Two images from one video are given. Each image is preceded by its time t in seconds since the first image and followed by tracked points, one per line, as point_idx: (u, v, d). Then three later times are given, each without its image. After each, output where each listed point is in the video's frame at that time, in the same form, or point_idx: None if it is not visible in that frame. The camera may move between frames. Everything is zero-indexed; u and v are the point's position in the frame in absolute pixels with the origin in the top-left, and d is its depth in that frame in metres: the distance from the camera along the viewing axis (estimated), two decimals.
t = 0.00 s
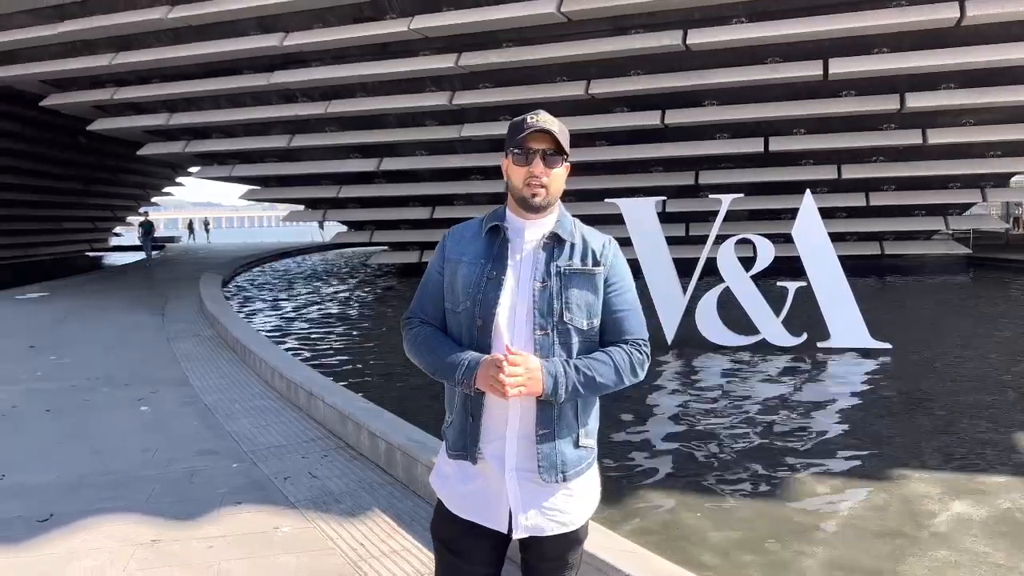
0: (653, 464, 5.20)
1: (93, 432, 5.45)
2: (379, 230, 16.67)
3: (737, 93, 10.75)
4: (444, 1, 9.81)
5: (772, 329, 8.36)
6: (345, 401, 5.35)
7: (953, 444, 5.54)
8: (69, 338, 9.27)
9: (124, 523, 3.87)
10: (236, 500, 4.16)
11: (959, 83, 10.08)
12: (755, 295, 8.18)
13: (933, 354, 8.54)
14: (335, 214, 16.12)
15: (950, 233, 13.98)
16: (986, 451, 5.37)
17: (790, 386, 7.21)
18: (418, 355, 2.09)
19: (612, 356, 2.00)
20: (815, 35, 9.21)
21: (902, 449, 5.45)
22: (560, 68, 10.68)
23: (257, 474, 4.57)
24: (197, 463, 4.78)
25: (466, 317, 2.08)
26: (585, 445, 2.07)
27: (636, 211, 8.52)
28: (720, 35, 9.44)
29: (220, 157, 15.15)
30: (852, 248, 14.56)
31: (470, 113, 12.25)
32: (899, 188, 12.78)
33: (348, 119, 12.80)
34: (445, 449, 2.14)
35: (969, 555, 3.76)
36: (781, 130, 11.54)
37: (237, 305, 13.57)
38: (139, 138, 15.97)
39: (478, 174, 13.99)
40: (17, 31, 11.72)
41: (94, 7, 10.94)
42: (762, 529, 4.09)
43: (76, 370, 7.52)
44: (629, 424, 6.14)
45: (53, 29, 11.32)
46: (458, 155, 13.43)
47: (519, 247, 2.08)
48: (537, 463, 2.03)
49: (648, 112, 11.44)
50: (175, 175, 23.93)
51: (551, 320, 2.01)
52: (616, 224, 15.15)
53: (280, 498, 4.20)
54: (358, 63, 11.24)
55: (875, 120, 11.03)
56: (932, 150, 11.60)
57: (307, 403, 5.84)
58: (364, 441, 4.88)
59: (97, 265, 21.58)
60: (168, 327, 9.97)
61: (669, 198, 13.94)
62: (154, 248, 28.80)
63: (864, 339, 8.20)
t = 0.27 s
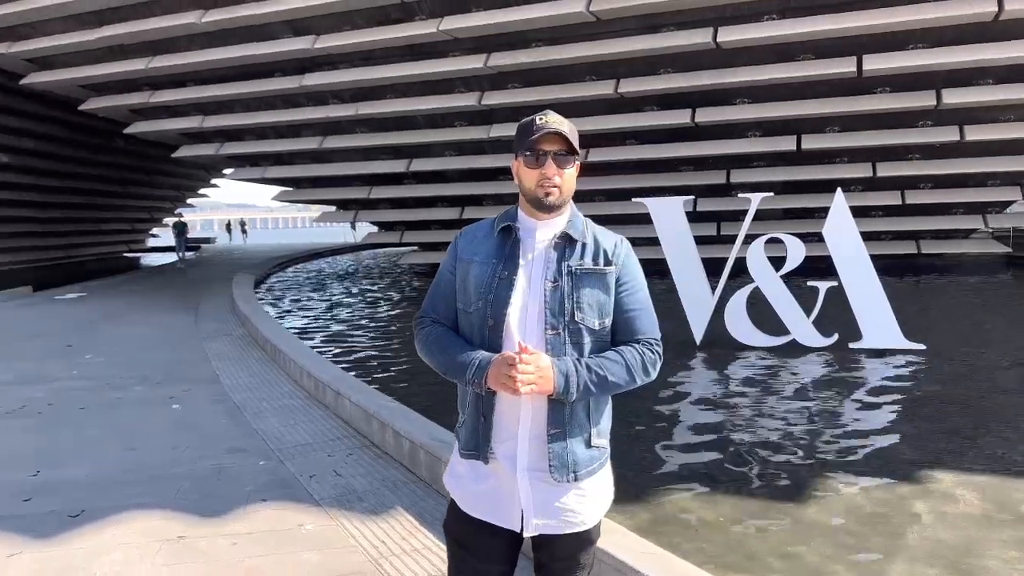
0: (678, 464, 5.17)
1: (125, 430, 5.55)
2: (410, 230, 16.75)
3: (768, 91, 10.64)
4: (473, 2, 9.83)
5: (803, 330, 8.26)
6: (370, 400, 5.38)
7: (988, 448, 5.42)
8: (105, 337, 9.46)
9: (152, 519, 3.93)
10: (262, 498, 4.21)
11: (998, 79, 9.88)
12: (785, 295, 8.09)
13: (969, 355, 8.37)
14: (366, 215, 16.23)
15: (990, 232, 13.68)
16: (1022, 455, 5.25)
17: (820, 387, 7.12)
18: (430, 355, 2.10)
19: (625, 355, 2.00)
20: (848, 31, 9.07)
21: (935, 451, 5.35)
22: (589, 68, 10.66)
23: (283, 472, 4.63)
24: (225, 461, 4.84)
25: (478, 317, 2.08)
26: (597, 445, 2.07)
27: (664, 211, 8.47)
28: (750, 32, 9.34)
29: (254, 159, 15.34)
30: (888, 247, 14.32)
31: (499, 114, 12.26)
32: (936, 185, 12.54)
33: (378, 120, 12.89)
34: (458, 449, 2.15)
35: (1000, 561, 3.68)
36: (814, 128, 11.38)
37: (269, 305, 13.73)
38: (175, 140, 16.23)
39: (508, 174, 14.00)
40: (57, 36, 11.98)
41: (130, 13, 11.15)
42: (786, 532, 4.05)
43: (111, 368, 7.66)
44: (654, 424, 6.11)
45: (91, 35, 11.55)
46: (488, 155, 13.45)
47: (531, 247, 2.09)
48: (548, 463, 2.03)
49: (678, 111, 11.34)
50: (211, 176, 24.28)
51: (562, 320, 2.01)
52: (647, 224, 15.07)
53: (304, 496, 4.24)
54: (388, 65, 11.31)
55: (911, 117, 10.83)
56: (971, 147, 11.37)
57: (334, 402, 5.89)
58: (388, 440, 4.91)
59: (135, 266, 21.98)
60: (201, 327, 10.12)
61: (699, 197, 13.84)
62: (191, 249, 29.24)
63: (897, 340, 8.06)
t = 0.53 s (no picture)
0: (702, 465, 5.13)
1: (154, 429, 5.64)
2: (437, 231, 16.82)
3: (797, 89, 10.53)
4: (499, 2, 9.85)
5: (832, 330, 8.16)
6: (394, 399, 5.42)
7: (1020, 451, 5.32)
8: (137, 337, 9.61)
9: (178, 516, 4.00)
10: (286, 496, 4.26)
11: None
12: (813, 294, 8.00)
13: (1002, 357, 8.22)
14: (394, 216, 16.33)
15: None
16: None
17: (848, 389, 7.03)
18: (444, 353, 2.10)
19: (639, 349, 1.99)
20: (878, 28, 8.94)
21: (965, 454, 5.26)
22: (615, 67, 10.64)
23: (307, 470, 4.67)
24: (251, 459, 4.90)
25: (491, 315, 2.09)
26: (610, 441, 2.06)
27: (690, 210, 8.42)
28: (778, 30, 9.25)
29: (283, 161, 15.50)
30: (920, 247, 14.11)
31: (525, 114, 12.26)
32: (969, 184, 12.33)
33: (405, 122, 12.96)
34: (473, 447, 2.15)
35: None
36: (844, 126, 11.24)
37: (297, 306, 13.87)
38: (206, 144, 16.45)
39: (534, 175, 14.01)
40: (91, 42, 12.20)
41: (162, 18, 11.33)
42: (809, 534, 4.01)
43: (142, 368, 7.78)
44: (679, 424, 6.08)
45: (124, 40, 11.75)
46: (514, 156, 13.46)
47: (543, 245, 2.09)
48: (562, 459, 2.03)
49: (704, 103, 11.07)
50: (242, 178, 24.59)
51: (575, 315, 2.01)
52: (674, 224, 15.00)
53: (328, 493, 4.29)
54: (414, 66, 11.38)
55: (943, 114, 10.66)
56: (1005, 144, 11.16)
57: (358, 401, 5.94)
58: (411, 439, 4.94)
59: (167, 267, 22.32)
60: (230, 327, 10.25)
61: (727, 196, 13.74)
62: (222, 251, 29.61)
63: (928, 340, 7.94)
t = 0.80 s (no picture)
0: (723, 465, 5.11)
1: (179, 428, 5.71)
2: (459, 232, 16.86)
3: (822, 87, 10.44)
4: (521, 3, 9.86)
5: (856, 330, 8.08)
6: (415, 399, 5.46)
7: None
8: (164, 338, 9.74)
9: (201, 514, 4.05)
10: (308, 495, 4.30)
11: None
12: (837, 294, 7.93)
13: None
14: (416, 218, 16.40)
15: None
16: None
17: (873, 389, 6.96)
18: (459, 353, 2.11)
19: (654, 348, 1.99)
20: (904, 24, 8.83)
21: (991, 455, 5.19)
22: (637, 67, 10.61)
23: (329, 469, 4.72)
24: (273, 459, 4.96)
25: (506, 315, 2.09)
26: (625, 440, 2.07)
27: (712, 210, 8.39)
28: (802, 27, 9.17)
29: (307, 163, 15.63)
30: (948, 246, 13.91)
31: (547, 115, 12.26)
32: (999, 182, 12.14)
33: (428, 123, 13.02)
34: (489, 446, 2.16)
35: None
36: (869, 124, 11.11)
37: (321, 307, 13.97)
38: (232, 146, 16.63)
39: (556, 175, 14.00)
40: (119, 47, 12.39)
41: (188, 22, 11.47)
42: (830, 536, 3.98)
43: (168, 369, 7.88)
44: (701, 425, 6.06)
45: (151, 44, 11.91)
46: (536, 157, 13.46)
47: (557, 245, 2.10)
48: (578, 459, 2.03)
49: (729, 109, 11.15)
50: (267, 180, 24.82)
51: (590, 315, 2.01)
52: (697, 224, 14.93)
53: (349, 492, 4.32)
54: (436, 68, 11.42)
55: (971, 111, 10.50)
56: None
57: (380, 401, 5.98)
58: (432, 438, 4.97)
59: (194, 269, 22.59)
60: (255, 328, 10.35)
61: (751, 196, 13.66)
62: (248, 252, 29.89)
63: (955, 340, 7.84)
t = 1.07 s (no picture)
0: (739, 465, 5.09)
1: (198, 428, 5.77)
2: (476, 233, 16.89)
3: (841, 85, 10.36)
4: (536, 4, 9.86)
5: (875, 330, 8.02)
6: (431, 399, 5.48)
7: None
8: (183, 339, 9.82)
9: (219, 513, 4.09)
10: (323, 494, 4.33)
11: None
12: (856, 294, 7.88)
13: None
14: (433, 219, 16.44)
15: None
16: None
17: (892, 389, 6.91)
18: (472, 353, 2.12)
19: (666, 348, 1.99)
20: (923, 21, 8.75)
21: (1012, 456, 5.13)
22: (653, 67, 10.59)
23: (345, 469, 4.74)
24: (290, 458, 4.99)
25: (518, 315, 2.10)
26: (637, 439, 2.07)
27: (728, 210, 8.35)
28: (820, 25, 9.11)
29: (325, 165, 15.72)
30: (970, 244, 13.76)
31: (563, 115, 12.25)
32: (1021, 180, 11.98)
33: (444, 125, 13.06)
34: (501, 446, 2.16)
35: None
36: (888, 123, 11.01)
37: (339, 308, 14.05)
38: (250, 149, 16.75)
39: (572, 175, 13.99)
40: (138, 51, 12.51)
41: (206, 26, 11.57)
42: (847, 537, 3.95)
43: (188, 369, 7.95)
44: (717, 425, 6.04)
45: (171, 48, 12.03)
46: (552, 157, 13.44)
47: (568, 246, 2.10)
48: (590, 457, 2.04)
49: (747, 108, 11.12)
50: (286, 182, 24.98)
51: (602, 315, 2.02)
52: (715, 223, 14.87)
53: (365, 492, 4.35)
54: (452, 70, 11.46)
55: (992, 108, 10.38)
56: None
57: (396, 401, 6.01)
58: (447, 438, 4.99)
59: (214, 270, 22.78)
60: (273, 329, 10.42)
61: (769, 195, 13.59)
62: (267, 254, 30.08)
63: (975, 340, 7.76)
